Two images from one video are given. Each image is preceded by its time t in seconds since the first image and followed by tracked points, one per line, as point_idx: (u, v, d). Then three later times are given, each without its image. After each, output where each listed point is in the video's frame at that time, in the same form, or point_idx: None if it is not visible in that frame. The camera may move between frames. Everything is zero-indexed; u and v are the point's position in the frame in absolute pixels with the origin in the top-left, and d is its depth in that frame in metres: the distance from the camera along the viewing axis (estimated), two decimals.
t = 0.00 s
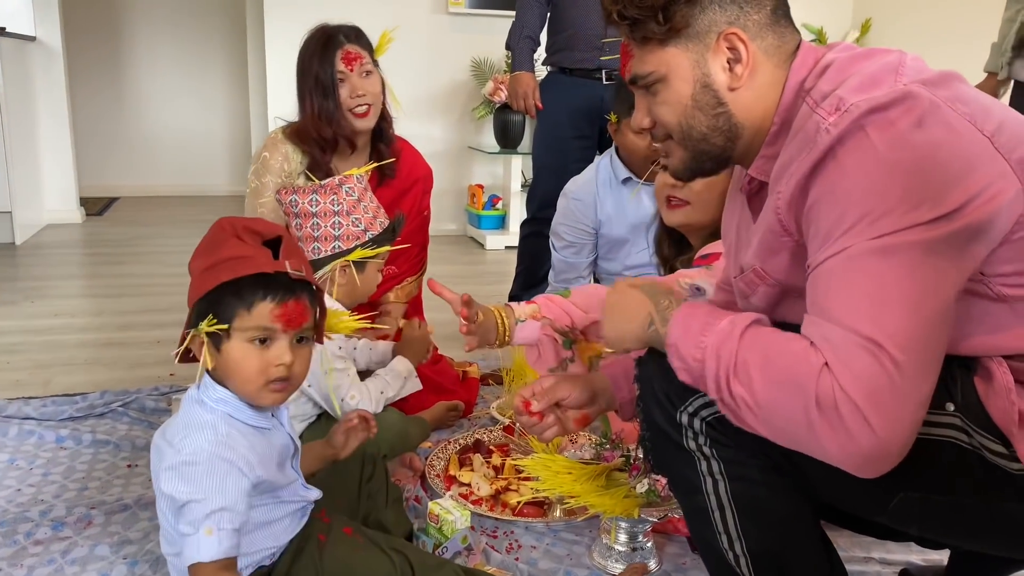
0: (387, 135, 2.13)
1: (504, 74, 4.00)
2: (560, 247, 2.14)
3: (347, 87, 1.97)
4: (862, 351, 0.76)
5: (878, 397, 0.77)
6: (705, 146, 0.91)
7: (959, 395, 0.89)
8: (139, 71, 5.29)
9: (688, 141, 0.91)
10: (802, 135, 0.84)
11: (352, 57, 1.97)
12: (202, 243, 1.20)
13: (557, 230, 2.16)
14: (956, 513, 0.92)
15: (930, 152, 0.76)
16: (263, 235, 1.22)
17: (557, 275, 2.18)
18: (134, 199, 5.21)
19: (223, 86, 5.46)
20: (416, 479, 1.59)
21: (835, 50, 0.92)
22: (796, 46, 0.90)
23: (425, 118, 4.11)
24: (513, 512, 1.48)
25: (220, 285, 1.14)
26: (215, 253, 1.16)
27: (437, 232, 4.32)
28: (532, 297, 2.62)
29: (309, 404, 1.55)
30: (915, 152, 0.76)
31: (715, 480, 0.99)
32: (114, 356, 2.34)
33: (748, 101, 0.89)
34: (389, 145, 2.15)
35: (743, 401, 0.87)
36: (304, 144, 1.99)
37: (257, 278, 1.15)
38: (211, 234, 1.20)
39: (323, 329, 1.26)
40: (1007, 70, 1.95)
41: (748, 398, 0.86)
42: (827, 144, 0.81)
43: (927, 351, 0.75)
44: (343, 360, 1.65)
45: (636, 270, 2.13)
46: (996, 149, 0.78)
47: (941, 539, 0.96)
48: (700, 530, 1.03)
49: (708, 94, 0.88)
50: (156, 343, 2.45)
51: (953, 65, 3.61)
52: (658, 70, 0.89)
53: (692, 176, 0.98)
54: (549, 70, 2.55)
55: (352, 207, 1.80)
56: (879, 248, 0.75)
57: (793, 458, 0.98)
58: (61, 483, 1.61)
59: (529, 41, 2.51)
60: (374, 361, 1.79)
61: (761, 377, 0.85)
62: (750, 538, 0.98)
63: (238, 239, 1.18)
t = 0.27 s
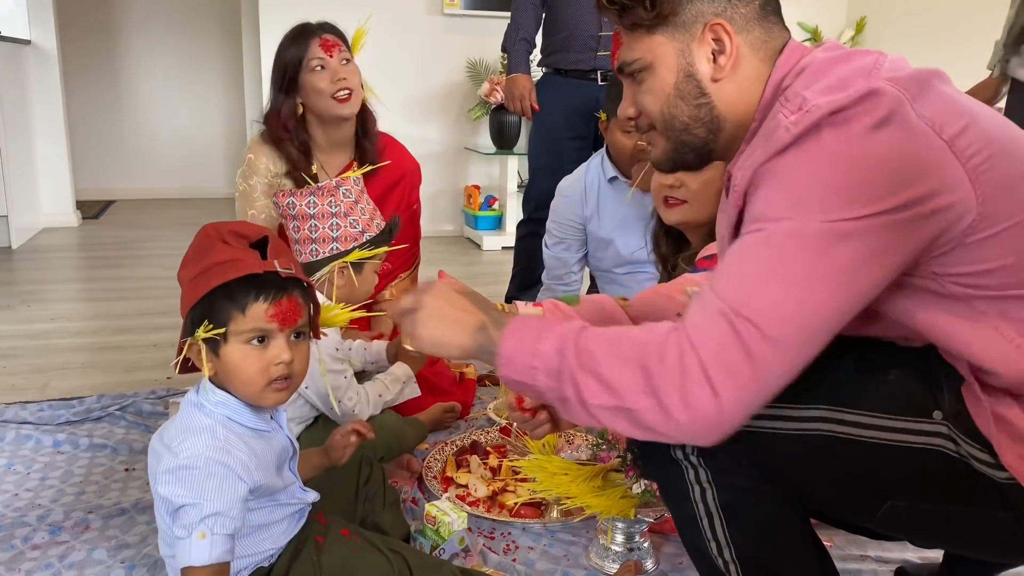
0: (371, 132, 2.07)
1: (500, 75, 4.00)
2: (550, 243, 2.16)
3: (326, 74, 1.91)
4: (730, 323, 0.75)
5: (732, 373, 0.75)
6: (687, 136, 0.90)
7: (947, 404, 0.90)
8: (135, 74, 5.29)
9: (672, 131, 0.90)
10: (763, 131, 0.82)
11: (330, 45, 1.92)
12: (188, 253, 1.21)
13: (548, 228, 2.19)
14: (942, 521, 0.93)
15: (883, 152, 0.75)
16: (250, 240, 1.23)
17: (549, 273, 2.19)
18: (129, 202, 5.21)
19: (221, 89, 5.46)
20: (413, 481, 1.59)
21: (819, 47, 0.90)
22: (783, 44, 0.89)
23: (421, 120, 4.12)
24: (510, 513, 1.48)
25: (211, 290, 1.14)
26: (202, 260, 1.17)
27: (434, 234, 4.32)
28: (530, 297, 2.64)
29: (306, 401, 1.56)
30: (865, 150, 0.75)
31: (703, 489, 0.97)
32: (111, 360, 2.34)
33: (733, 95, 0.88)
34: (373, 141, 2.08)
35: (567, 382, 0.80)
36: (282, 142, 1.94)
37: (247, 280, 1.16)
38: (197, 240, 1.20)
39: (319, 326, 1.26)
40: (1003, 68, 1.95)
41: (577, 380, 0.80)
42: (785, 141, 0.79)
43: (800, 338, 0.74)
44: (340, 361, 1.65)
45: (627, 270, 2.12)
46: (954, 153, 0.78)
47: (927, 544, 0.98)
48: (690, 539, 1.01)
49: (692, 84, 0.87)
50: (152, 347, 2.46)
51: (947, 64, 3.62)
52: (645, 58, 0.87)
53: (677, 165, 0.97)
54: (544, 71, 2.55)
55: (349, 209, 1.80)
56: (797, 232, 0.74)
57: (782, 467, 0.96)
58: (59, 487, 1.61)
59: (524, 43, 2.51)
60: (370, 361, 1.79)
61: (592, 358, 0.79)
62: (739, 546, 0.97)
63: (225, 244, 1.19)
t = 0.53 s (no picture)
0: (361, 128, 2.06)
1: (497, 75, 3.99)
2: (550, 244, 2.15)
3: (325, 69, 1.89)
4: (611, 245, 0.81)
5: (598, 286, 0.81)
6: (676, 121, 0.96)
7: (931, 414, 0.89)
8: (131, 76, 5.27)
9: (661, 115, 0.96)
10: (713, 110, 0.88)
11: (329, 43, 1.93)
12: (180, 256, 1.17)
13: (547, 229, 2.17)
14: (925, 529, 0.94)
15: (813, 126, 0.79)
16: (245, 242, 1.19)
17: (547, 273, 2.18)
18: (126, 205, 5.19)
19: (218, 91, 5.45)
20: (412, 483, 1.58)
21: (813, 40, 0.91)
22: (779, 33, 0.92)
23: (418, 120, 4.11)
24: (510, 514, 1.47)
25: (205, 297, 1.12)
26: (196, 265, 1.14)
27: (431, 234, 4.31)
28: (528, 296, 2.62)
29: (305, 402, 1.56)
30: (795, 122, 0.80)
31: (687, 498, 0.97)
32: (109, 363, 2.32)
33: (722, 82, 0.92)
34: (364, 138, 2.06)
35: (434, 282, 0.85)
36: (275, 141, 1.87)
37: (243, 286, 1.14)
38: (186, 244, 1.18)
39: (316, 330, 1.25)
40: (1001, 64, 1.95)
41: (448, 279, 0.84)
42: (730, 114, 0.84)
43: (676, 276, 0.80)
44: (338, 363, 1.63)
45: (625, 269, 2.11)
46: (894, 144, 0.79)
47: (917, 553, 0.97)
48: (680, 547, 1.01)
49: (681, 68, 0.91)
50: (149, 349, 2.44)
51: (945, 62, 3.62)
52: (638, 42, 0.92)
53: (669, 149, 1.02)
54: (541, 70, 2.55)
55: (348, 207, 1.87)
56: (709, 182, 0.80)
57: (763, 477, 0.95)
58: (55, 491, 1.60)
59: (521, 42, 2.50)
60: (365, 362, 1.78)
61: (466, 262, 0.85)
62: (728, 554, 0.96)
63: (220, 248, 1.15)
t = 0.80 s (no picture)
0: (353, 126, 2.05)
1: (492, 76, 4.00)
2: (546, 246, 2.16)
3: (321, 77, 1.88)
4: (575, 230, 0.88)
5: (559, 266, 0.88)
6: (673, 119, 0.98)
7: (919, 422, 0.89)
8: (127, 79, 5.27)
9: (658, 113, 0.98)
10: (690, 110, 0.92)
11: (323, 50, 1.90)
12: (176, 261, 1.16)
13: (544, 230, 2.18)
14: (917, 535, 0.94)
15: (779, 125, 0.83)
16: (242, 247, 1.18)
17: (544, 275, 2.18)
18: (122, 208, 5.19)
19: (214, 93, 5.45)
20: (409, 485, 1.59)
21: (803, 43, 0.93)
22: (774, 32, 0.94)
23: (414, 122, 4.11)
24: (507, 516, 1.47)
25: (203, 305, 1.12)
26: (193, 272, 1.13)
27: (428, 236, 4.31)
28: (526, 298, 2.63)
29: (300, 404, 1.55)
30: (762, 121, 0.84)
31: (678, 503, 0.98)
32: (106, 366, 2.32)
33: (716, 80, 0.93)
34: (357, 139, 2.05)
35: (412, 263, 0.94)
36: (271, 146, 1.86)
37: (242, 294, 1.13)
38: (185, 250, 1.17)
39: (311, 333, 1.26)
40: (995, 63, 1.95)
41: (425, 259, 0.93)
42: (699, 113, 0.89)
43: (633, 260, 0.86)
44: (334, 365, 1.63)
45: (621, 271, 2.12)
46: (861, 145, 0.82)
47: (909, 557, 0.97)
48: (673, 552, 1.02)
49: (675, 67, 0.94)
50: (146, 352, 2.44)
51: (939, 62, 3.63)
52: (634, 42, 0.95)
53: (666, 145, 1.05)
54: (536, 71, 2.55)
55: (345, 210, 1.81)
56: (672, 173, 0.85)
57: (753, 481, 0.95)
58: (53, 495, 1.60)
59: (516, 43, 2.50)
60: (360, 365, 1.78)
61: (443, 244, 0.94)
62: (720, 559, 0.97)
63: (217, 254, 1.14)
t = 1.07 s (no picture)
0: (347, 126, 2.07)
1: (488, 78, 4.00)
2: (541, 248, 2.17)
3: (317, 84, 1.87)
4: (582, 253, 0.88)
5: (566, 289, 0.89)
6: (671, 122, 0.98)
7: (916, 423, 0.89)
8: (122, 81, 5.26)
9: (656, 115, 0.99)
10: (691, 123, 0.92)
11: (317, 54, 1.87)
12: (178, 269, 1.15)
13: (539, 233, 2.18)
14: (916, 539, 0.94)
15: (781, 140, 0.83)
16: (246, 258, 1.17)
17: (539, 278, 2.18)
18: (117, 211, 5.18)
19: (210, 96, 5.45)
20: (405, 488, 1.58)
21: (800, 45, 0.93)
22: (772, 35, 0.95)
23: (409, 124, 4.11)
24: (503, 519, 1.48)
25: (206, 316, 1.11)
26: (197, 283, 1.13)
27: (424, 238, 4.32)
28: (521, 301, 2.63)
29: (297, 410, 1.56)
30: (765, 138, 0.84)
31: (677, 500, 0.99)
32: (102, 370, 2.32)
33: (714, 83, 0.94)
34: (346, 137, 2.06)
35: (419, 290, 0.94)
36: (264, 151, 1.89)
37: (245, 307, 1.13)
38: (188, 259, 1.16)
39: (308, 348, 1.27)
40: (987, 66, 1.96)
41: (433, 286, 0.94)
42: (697, 132, 0.89)
43: (641, 281, 0.87)
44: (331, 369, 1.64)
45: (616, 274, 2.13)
46: (861, 157, 0.82)
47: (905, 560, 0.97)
48: (670, 550, 1.02)
49: (674, 70, 0.94)
50: (142, 356, 2.44)
51: (931, 64, 3.65)
52: (633, 44, 0.95)
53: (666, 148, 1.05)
54: (531, 74, 2.56)
55: (340, 214, 1.78)
56: (676, 192, 0.85)
57: (750, 480, 0.96)
58: (49, 499, 1.60)
59: (510, 45, 2.51)
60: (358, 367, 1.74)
61: (450, 270, 0.94)
62: (716, 555, 0.97)
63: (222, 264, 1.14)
